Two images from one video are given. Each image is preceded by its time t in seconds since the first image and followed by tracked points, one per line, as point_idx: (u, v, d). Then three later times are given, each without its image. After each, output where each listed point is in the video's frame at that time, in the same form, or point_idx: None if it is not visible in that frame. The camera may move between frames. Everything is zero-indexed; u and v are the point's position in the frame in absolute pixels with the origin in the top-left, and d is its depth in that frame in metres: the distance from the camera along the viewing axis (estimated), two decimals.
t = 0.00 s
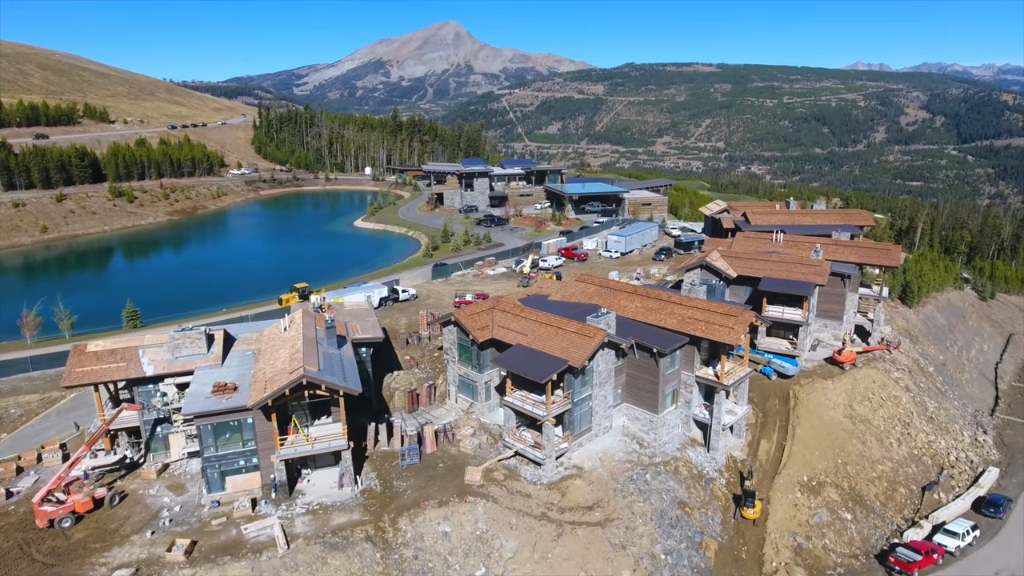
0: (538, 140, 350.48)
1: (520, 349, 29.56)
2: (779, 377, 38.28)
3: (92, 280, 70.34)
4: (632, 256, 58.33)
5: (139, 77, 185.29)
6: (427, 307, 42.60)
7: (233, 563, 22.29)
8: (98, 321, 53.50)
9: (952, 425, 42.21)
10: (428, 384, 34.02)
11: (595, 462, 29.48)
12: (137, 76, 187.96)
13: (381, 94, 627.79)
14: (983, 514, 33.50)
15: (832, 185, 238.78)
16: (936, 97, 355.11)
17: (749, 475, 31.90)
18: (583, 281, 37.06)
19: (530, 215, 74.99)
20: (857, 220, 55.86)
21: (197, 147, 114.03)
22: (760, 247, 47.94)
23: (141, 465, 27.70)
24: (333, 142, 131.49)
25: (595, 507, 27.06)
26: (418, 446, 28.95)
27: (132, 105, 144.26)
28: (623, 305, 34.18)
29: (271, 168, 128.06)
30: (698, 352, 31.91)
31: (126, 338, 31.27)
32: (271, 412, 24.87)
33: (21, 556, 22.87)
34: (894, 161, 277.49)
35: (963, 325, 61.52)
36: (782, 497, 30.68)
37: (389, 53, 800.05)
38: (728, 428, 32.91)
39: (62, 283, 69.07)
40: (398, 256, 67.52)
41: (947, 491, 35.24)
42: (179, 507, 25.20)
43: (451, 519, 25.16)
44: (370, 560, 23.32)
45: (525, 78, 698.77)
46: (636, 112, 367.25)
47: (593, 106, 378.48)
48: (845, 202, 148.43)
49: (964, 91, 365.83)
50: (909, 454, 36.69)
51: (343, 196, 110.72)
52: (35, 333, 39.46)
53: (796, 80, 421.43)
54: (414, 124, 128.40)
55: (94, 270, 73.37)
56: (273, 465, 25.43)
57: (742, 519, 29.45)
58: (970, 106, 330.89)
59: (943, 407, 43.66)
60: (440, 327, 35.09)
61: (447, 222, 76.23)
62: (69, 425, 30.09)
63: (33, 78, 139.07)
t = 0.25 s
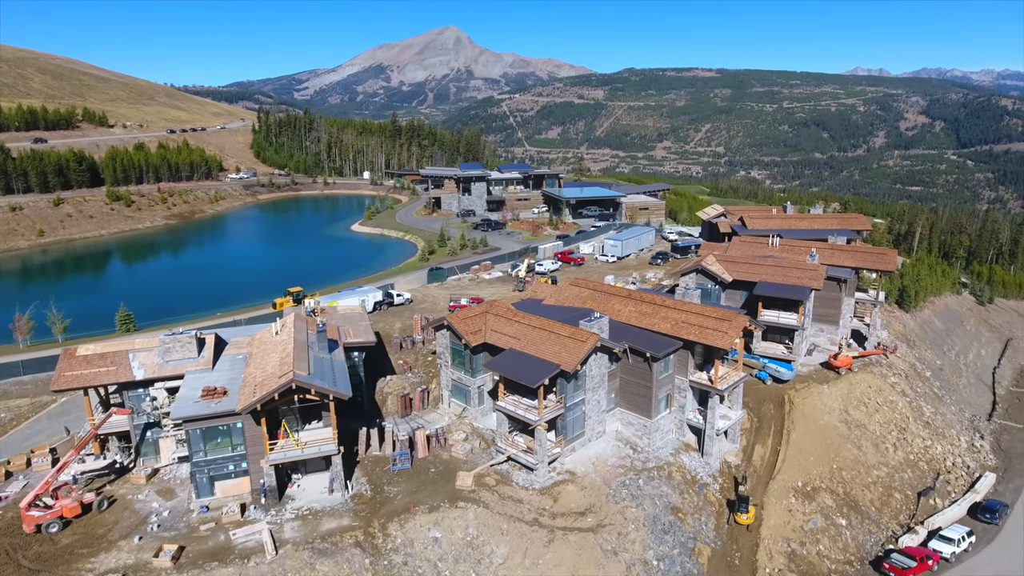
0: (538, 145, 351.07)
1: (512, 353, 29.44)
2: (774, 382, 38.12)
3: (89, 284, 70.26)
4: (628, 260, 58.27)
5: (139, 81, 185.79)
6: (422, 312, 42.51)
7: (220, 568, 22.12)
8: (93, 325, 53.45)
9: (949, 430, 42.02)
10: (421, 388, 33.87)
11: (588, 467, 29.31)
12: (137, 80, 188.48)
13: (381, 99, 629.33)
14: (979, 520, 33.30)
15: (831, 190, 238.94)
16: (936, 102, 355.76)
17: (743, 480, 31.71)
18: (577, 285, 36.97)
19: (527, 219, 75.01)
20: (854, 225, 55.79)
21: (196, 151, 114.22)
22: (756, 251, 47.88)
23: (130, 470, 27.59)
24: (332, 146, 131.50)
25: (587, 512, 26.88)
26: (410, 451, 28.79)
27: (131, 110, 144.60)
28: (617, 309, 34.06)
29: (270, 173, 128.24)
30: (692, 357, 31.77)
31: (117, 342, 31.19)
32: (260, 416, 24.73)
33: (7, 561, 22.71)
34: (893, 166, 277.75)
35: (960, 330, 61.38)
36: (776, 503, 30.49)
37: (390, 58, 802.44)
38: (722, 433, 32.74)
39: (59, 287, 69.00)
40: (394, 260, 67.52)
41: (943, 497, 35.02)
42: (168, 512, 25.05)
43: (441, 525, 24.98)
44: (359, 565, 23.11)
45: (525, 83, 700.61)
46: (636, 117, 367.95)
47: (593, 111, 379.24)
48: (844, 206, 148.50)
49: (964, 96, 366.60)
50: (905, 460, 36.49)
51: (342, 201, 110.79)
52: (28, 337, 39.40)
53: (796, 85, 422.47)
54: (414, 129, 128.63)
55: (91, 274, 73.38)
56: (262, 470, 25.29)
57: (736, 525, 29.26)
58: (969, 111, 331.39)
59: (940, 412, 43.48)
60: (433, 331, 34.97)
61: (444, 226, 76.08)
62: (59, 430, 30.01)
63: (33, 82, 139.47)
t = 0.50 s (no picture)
0: (537, 150, 351.65)
1: (504, 358, 29.32)
2: (769, 387, 37.96)
3: (86, 288, 70.14)
4: (624, 265, 58.22)
5: (138, 86, 186.21)
6: (416, 316, 42.40)
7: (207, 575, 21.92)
8: (88, 329, 53.41)
9: (945, 435, 41.83)
10: (414, 393, 33.72)
11: (580, 472, 29.13)
12: (137, 85, 188.88)
13: (381, 104, 630.91)
14: (975, 526, 33.15)
15: (831, 195, 239.15)
16: (935, 107, 356.49)
17: (737, 485, 31.50)
18: (571, 289, 36.85)
19: (524, 223, 75.02)
20: (851, 229, 55.73)
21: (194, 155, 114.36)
22: (751, 255, 47.80)
23: (119, 475, 27.34)
24: (330, 150, 131.64)
25: (579, 518, 26.68)
26: (401, 456, 28.62)
27: (130, 114, 144.85)
28: (610, 313, 33.95)
29: (268, 177, 128.36)
30: (685, 361, 31.62)
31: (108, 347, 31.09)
32: (249, 421, 24.58)
33: None
34: (893, 170, 278.03)
35: (958, 334, 61.27)
36: (770, 509, 30.30)
37: (391, 63, 804.89)
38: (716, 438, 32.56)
39: (56, 290, 68.90)
40: (390, 265, 67.49)
41: (939, 503, 34.83)
42: (156, 518, 24.86)
43: (431, 531, 24.78)
44: (347, 572, 22.88)
45: (525, 88, 702.49)
46: (636, 121, 368.65)
47: (593, 116, 380.00)
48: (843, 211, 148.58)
49: (963, 101, 367.30)
50: (901, 465, 36.30)
51: (340, 205, 110.82)
52: (19, 342, 39.30)
53: (795, 90, 423.60)
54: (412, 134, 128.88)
55: (88, 278, 73.38)
56: (251, 476, 25.11)
57: (729, 531, 29.06)
58: (968, 116, 331.98)
59: (936, 417, 43.29)
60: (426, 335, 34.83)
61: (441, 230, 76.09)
62: (49, 434, 29.63)
63: (33, 86, 139.76)
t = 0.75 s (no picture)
0: (537, 154, 352.03)
1: (496, 363, 29.19)
2: (763, 392, 37.80)
3: (82, 292, 70.01)
4: (621, 269, 58.09)
5: (138, 90, 186.63)
6: (410, 321, 42.28)
7: None
8: (82, 334, 53.27)
9: (942, 441, 41.66)
10: (406, 398, 33.56)
11: (572, 478, 28.95)
12: (137, 89, 189.33)
13: (381, 108, 632.05)
14: (970, 533, 33.01)
15: (830, 200, 239.18)
16: (934, 112, 357.11)
17: (731, 492, 31.31)
18: (565, 294, 36.75)
19: (521, 228, 74.98)
20: (847, 234, 55.65)
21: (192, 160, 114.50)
22: (747, 260, 47.69)
23: (108, 481, 27.23)
24: (329, 155, 131.92)
25: (571, 525, 26.50)
26: (392, 462, 28.45)
27: (129, 119, 144.98)
28: (604, 318, 33.81)
29: (267, 182, 128.39)
30: (679, 367, 31.49)
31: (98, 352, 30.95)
32: (238, 427, 24.44)
33: None
34: (892, 175, 278.17)
35: (955, 339, 61.13)
36: (763, 515, 30.12)
37: (391, 68, 807.20)
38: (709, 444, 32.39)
39: (52, 295, 68.78)
40: (386, 269, 67.44)
41: (935, 509, 34.65)
42: (144, 524, 24.69)
43: (421, 537, 24.60)
44: None
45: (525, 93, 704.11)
46: (636, 126, 369.24)
47: (593, 121, 380.71)
48: (842, 216, 148.59)
49: (962, 106, 367.88)
50: (896, 471, 36.10)
51: (338, 210, 110.84)
52: (10, 346, 39.14)
53: (795, 95, 424.51)
54: (411, 139, 128.98)
55: (85, 282, 73.25)
56: (240, 482, 24.94)
57: (723, 537, 28.87)
58: (967, 121, 332.56)
59: (932, 423, 43.11)
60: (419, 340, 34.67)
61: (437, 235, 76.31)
62: (39, 439, 29.73)
63: (31, 91, 139.92)
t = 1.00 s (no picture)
0: (536, 159, 352.64)
1: (487, 369, 29.05)
2: (758, 398, 37.62)
3: (79, 297, 69.90)
4: (617, 274, 58.00)
5: (137, 95, 186.96)
6: (404, 326, 42.16)
7: None
8: (75, 339, 53.13)
9: (938, 446, 41.47)
10: (398, 404, 33.40)
11: (564, 485, 28.77)
12: (136, 94, 189.83)
13: (381, 114, 633.60)
14: (966, 540, 32.81)
15: (829, 205, 239.31)
16: (933, 117, 357.89)
17: (725, 499, 31.11)
18: (558, 299, 36.63)
19: (518, 233, 74.94)
20: (843, 239, 55.55)
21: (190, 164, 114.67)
22: (742, 265, 47.61)
23: (96, 487, 27.04)
24: (327, 160, 132.14)
25: (562, 532, 26.30)
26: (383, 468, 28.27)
27: (128, 124, 145.22)
28: (597, 323, 33.68)
29: (265, 186, 128.45)
30: (672, 372, 31.33)
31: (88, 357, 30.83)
32: (226, 433, 24.28)
33: None
34: (892, 180, 278.32)
35: (952, 344, 60.99)
36: (757, 522, 29.94)
37: (391, 73, 809.41)
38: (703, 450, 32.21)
39: (49, 299, 68.69)
40: (382, 274, 67.39)
41: (930, 516, 34.42)
42: (131, 531, 24.50)
43: (410, 545, 24.41)
44: None
45: (525, 98, 705.71)
46: (635, 132, 370.00)
47: (592, 126, 381.31)
48: (841, 221, 148.58)
49: (961, 111, 368.57)
50: (891, 477, 35.91)
51: (336, 214, 110.85)
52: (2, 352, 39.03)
53: (794, 100, 425.57)
54: (409, 143, 129.18)
55: (82, 287, 73.18)
56: (228, 488, 24.76)
57: (715, 545, 28.67)
58: (966, 126, 333.05)
59: (929, 429, 42.92)
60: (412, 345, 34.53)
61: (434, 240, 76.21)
62: (28, 446, 29.58)
63: (30, 96, 140.20)
